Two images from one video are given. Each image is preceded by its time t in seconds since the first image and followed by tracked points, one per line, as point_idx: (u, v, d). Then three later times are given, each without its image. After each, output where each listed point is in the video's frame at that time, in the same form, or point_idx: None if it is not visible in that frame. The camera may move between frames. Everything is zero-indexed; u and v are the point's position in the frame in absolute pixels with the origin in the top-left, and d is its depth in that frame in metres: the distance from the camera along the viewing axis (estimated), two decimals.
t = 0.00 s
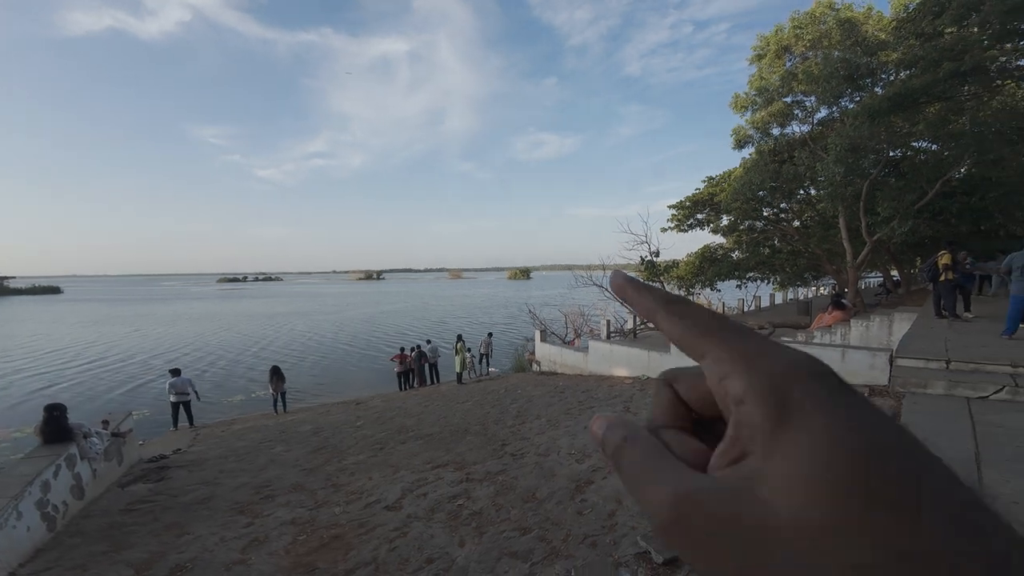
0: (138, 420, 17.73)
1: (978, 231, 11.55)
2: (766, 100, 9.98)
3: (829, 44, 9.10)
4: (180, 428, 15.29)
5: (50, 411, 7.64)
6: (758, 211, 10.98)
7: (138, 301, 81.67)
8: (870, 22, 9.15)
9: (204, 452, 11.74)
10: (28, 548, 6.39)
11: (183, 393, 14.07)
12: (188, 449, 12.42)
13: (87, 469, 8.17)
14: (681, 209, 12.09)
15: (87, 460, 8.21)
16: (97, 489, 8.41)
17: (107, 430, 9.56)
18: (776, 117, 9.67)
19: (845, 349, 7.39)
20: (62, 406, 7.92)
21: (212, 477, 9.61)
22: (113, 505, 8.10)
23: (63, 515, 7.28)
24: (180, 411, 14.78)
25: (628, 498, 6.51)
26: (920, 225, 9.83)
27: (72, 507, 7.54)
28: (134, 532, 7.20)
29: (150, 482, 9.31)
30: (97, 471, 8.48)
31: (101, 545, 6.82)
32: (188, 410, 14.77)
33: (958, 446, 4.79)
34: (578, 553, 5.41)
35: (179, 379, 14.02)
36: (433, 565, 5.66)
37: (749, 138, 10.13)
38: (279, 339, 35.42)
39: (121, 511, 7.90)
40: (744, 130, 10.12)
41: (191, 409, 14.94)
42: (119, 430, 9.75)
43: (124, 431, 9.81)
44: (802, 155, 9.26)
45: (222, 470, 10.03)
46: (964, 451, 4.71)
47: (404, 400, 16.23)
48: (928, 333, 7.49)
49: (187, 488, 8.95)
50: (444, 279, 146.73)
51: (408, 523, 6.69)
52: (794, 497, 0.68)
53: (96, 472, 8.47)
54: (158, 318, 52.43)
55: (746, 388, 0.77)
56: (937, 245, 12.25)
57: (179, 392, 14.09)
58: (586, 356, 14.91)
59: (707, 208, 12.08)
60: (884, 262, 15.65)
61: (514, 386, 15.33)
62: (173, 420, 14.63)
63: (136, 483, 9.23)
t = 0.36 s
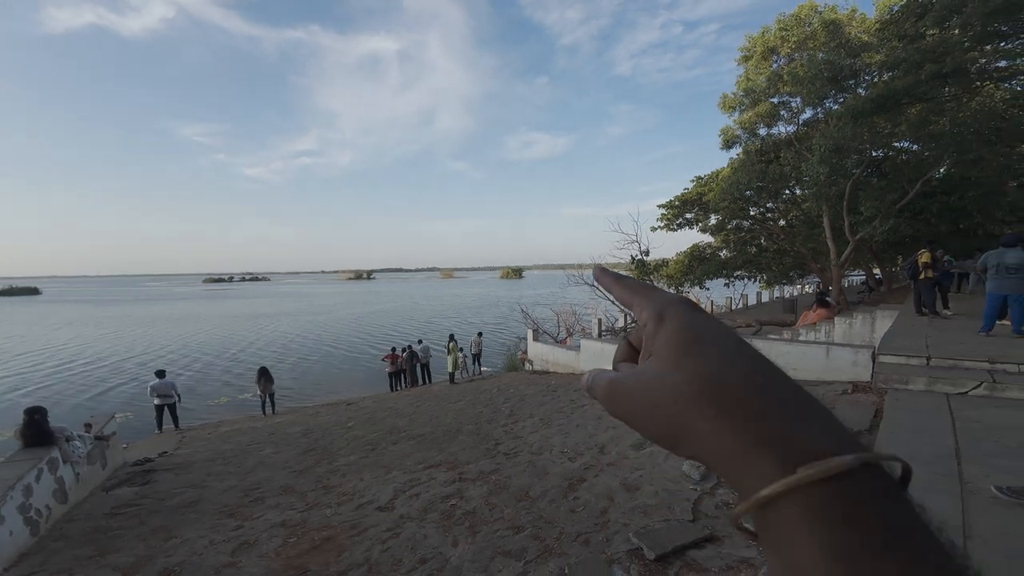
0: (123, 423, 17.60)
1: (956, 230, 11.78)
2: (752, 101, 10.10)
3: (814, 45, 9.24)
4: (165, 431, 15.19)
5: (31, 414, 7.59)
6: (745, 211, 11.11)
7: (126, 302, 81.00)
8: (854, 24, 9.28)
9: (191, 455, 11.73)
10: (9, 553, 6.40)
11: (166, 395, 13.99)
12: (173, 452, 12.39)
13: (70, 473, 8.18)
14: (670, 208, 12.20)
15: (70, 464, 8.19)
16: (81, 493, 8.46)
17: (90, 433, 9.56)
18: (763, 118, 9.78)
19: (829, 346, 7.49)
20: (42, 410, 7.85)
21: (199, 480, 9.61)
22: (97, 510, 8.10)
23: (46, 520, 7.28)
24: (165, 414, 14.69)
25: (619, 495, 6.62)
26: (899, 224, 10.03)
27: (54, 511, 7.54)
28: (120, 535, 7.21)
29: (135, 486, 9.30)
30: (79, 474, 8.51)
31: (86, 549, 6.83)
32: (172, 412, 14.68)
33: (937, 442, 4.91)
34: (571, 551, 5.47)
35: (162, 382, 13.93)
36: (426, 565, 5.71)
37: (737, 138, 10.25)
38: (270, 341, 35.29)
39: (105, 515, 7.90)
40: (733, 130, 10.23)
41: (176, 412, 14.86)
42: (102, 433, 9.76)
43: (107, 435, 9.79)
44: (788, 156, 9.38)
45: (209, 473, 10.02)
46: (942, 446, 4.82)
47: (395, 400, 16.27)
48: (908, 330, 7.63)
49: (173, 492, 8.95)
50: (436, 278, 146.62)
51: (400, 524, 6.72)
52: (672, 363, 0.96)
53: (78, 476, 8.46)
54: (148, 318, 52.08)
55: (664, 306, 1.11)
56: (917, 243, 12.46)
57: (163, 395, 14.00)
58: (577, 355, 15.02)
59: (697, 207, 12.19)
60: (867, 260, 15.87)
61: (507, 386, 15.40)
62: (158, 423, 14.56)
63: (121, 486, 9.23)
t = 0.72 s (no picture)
0: (111, 426, 17.49)
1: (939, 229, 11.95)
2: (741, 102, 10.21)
3: (801, 47, 9.36)
4: (150, 433, 15.08)
5: (14, 417, 7.50)
6: (734, 210, 11.21)
7: (116, 304, 80.33)
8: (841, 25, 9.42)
9: (178, 458, 11.69)
10: None
11: (150, 398, 13.90)
12: (160, 455, 12.34)
13: (54, 476, 8.15)
14: (661, 208, 12.28)
15: (53, 467, 8.16)
16: (65, 496, 8.44)
17: (74, 436, 9.53)
18: (752, 118, 9.87)
19: (816, 344, 7.59)
20: (25, 411, 7.68)
21: (187, 483, 9.60)
22: (82, 513, 8.10)
23: (30, 524, 7.27)
24: (150, 416, 14.59)
25: (612, 492, 6.70)
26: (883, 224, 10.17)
27: (39, 515, 7.53)
28: (107, 539, 7.20)
29: (121, 489, 9.28)
30: (64, 477, 8.49)
31: (73, 553, 6.83)
32: (158, 415, 14.58)
33: (920, 437, 5.00)
34: (565, 549, 5.52)
35: (145, 384, 13.85)
36: (420, 565, 5.74)
37: (726, 137, 10.35)
38: (262, 342, 35.15)
39: (91, 519, 7.90)
40: (722, 130, 10.32)
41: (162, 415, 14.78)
42: (87, 436, 9.72)
43: (92, 438, 9.75)
44: (776, 155, 9.50)
45: (197, 476, 10.01)
46: (925, 442, 4.92)
47: (388, 400, 16.30)
48: (893, 327, 7.76)
49: (161, 495, 8.94)
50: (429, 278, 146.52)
51: (393, 525, 6.75)
52: (652, 340, 1.16)
53: (63, 479, 8.43)
54: (138, 319, 51.71)
55: (648, 300, 1.31)
56: (901, 242, 12.63)
57: (147, 397, 13.89)
58: (570, 354, 15.10)
59: (687, 206, 12.29)
60: (854, 258, 16.07)
61: (500, 385, 15.45)
62: (143, 425, 14.45)
63: (106, 490, 9.20)
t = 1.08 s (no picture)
0: (100, 430, 17.39)
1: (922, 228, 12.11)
2: (729, 103, 10.30)
3: (787, 48, 9.47)
4: (136, 437, 14.98)
5: None
6: (723, 210, 11.31)
7: (106, 306, 79.68)
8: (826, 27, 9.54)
9: (164, 462, 11.65)
10: None
11: (132, 402, 13.81)
12: (146, 459, 12.29)
13: (38, 481, 8.12)
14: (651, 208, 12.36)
15: (37, 472, 8.13)
16: (50, 501, 8.41)
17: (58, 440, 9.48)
18: (739, 119, 9.97)
19: (802, 342, 7.69)
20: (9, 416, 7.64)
21: (175, 486, 9.59)
22: (67, 518, 8.08)
23: (14, 529, 7.26)
24: (134, 420, 14.47)
25: (604, 491, 6.76)
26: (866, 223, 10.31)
27: (23, 520, 7.51)
28: (94, 544, 7.20)
29: (107, 493, 9.25)
30: (48, 482, 8.46)
31: (58, 558, 6.83)
32: (142, 418, 14.49)
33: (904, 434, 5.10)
34: (558, 548, 5.56)
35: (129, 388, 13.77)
36: (412, 566, 5.77)
37: (715, 138, 10.44)
38: (254, 343, 35.04)
39: (76, 523, 7.89)
40: (711, 131, 10.41)
41: (147, 418, 14.69)
42: (71, 440, 9.68)
43: (76, 442, 9.70)
44: (763, 156, 9.60)
45: (184, 480, 10.00)
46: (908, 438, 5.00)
47: (379, 401, 16.31)
48: (877, 325, 7.88)
49: (148, 498, 8.93)
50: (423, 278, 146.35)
51: (385, 527, 6.78)
52: (639, 338, 1.14)
53: (47, 484, 8.40)
54: (130, 321, 51.45)
55: (638, 299, 1.29)
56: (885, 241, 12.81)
57: (129, 401, 13.78)
58: (563, 353, 15.17)
59: (677, 206, 12.38)
60: (840, 257, 16.25)
61: (493, 385, 15.50)
62: (128, 429, 14.35)
63: (91, 494, 9.18)
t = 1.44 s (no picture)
0: (87, 435, 17.28)
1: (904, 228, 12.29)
2: (717, 104, 10.39)
3: (773, 50, 9.57)
4: (120, 441, 14.88)
5: None
6: (712, 210, 11.39)
7: (96, 308, 79.10)
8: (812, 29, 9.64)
9: (149, 466, 11.60)
10: None
11: (115, 406, 13.72)
12: (131, 463, 12.22)
13: (19, 486, 8.07)
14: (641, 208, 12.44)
15: (18, 477, 8.08)
16: (31, 506, 8.36)
17: (39, 445, 9.41)
18: (727, 121, 10.06)
19: (788, 341, 7.77)
20: None
21: (160, 491, 9.56)
22: (50, 523, 8.04)
23: None
24: (117, 424, 14.37)
25: (595, 490, 6.80)
26: (852, 223, 10.43)
27: (4, 526, 7.47)
28: (77, 549, 7.17)
29: (90, 498, 9.20)
30: (29, 487, 8.41)
31: (42, 564, 6.81)
32: (125, 422, 14.39)
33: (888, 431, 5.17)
34: (549, 548, 5.59)
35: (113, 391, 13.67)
36: (403, 569, 5.78)
37: (703, 140, 10.53)
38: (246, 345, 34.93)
39: (59, 528, 7.85)
40: (700, 132, 10.50)
41: (131, 422, 14.59)
42: (52, 444, 9.60)
43: (58, 446, 9.62)
44: (750, 157, 9.70)
45: (170, 484, 9.95)
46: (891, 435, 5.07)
47: (370, 403, 16.30)
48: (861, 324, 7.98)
49: (132, 504, 8.90)
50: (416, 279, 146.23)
51: (376, 529, 6.79)
52: (623, 329, 1.08)
53: (28, 489, 8.35)
54: (121, 324, 51.17)
55: (624, 295, 1.23)
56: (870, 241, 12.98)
57: (112, 405, 13.68)
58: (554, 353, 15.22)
59: (667, 207, 12.46)
60: (826, 257, 16.45)
61: (485, 385, 15.53)
62: (111, 433, 14.24)
63: (74, 499, 9.12)
